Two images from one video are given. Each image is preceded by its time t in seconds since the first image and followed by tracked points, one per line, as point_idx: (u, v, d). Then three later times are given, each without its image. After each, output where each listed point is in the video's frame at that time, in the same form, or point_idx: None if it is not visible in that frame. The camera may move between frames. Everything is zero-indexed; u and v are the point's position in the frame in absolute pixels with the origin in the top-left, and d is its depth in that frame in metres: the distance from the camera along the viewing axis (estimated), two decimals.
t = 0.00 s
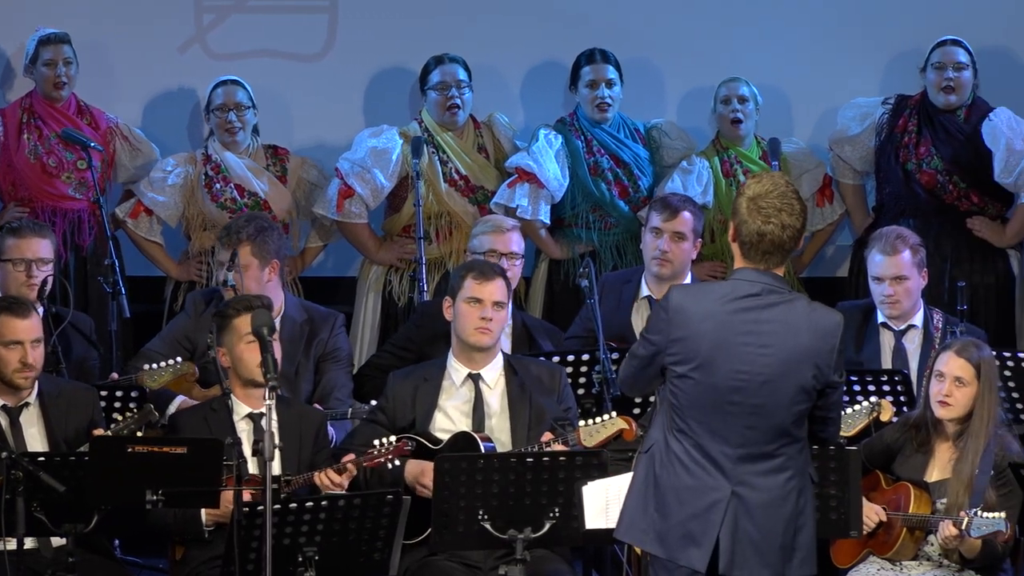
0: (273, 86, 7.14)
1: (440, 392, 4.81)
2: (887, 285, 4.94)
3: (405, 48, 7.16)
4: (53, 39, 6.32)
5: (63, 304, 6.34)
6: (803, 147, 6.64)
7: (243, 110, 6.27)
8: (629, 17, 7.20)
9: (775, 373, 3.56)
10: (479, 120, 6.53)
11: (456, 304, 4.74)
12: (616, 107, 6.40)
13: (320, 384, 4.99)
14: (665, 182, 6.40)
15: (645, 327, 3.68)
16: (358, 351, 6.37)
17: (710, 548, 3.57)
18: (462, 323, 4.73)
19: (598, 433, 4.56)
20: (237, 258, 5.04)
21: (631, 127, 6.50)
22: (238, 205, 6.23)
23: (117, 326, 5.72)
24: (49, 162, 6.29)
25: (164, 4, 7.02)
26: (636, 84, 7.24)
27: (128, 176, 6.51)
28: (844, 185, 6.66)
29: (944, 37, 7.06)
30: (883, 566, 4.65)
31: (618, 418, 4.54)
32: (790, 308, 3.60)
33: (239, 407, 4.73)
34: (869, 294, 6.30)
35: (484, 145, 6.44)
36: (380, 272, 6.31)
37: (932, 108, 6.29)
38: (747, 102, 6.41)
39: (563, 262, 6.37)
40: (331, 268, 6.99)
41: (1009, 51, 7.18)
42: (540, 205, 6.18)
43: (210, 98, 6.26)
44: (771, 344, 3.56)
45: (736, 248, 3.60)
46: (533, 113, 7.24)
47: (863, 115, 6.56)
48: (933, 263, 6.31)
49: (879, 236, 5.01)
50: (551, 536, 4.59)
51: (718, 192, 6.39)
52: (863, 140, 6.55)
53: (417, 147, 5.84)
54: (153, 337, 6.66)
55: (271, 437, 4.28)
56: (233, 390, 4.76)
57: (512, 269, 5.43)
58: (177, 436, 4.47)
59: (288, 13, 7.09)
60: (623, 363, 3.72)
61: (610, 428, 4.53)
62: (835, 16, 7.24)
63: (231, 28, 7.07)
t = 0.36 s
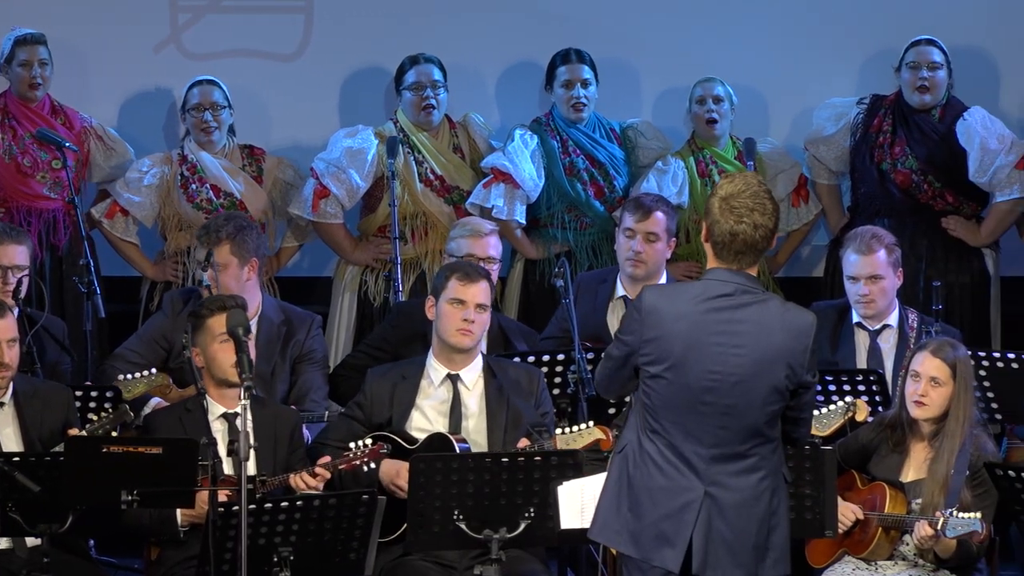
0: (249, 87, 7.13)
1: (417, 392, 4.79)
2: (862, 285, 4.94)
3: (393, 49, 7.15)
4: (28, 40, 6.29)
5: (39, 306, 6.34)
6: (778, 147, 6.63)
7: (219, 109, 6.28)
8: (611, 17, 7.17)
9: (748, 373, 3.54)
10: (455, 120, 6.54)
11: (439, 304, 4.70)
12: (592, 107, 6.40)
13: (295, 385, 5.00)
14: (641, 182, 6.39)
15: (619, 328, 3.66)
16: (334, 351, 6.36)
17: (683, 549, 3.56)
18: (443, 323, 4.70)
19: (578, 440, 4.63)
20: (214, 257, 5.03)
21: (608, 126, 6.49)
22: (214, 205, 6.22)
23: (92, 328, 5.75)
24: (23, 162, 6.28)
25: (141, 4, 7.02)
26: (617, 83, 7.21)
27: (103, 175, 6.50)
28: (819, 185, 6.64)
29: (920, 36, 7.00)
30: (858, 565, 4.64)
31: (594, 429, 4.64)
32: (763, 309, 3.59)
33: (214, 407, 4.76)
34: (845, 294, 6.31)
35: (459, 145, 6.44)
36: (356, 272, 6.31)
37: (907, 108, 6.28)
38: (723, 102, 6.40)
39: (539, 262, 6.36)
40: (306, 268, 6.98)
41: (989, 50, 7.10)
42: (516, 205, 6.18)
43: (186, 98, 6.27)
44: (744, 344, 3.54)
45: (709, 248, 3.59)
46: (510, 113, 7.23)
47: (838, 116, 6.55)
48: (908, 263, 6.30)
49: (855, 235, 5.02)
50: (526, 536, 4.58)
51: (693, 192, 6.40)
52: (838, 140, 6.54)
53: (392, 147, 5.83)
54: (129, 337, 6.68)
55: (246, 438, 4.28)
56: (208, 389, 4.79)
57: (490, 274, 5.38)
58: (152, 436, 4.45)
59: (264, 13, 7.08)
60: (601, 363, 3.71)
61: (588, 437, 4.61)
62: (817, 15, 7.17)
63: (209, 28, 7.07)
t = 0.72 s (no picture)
0: (228, 87, 7.08)
1: (398, 392, 4.75)
2: (840, 285, 4.95)
3: (391, 47, 7.11)
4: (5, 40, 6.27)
5: (16, 306, 6.33)
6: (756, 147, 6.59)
7: (197, 110, 6.28)
8: (597, 16, 7.12)
9: (727, 375, 3.52)
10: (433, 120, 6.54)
11: (423, 307, 4.62)
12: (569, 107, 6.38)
13: (274, 386, 4.98)
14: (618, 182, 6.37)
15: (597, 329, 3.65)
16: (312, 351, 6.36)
17: (661, 550, 3.55)
18: (426, 327, 4.62)
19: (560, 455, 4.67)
20: (206, 258, 5.06)
21: (585, 126, 6.46)
22: (192, 206, 6.21)
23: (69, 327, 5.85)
24: None
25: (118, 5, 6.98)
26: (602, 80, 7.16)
27: (81, 176, 6.50)
28: (797, 185, 6.61)
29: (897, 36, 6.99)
30: (835, 566, 4.65)
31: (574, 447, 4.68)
32: (741, 309, 3.58)
33: (193, 407, 4.76)
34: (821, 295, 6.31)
35: (437, 145, 6.44)
36: (333, 272, 6.31)
37: (884, 107, 6.30)
38: (700, 103, 6.40)
39: (517, 262, 6.36)
40: (284, 268, 6.97)
41: (967, 50, 7.12)
42: (493, 206, 6.15)
43: (164, 99, 6.27)
44: (721, 345, 3.53)
45: (686, 248, 3.56)
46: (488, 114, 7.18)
47: (815, 116, 6.50)
48: (886, 263, 6.30)
49: (833, 236, 5.03)
50: (504, 536, 4.57)
51: (671, 192, 6.38)
52: (815, 141, 6.49)
53: (369, 147, 5.84)
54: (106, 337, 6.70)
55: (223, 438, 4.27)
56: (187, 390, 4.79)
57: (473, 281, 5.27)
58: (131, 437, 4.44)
59: (242, 14, 7.03)
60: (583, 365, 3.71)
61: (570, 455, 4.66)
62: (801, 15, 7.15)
63: (189, 28, 7.03)
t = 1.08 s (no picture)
0: (205, 87, 7.04)
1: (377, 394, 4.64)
2: (817, 285, 4.95)
3: (371, 48, 7.10)
4: None
5: None
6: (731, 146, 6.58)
7: (174, 110, 6.28)
8: (580, 17, 7.11)
9: (703, 375, 3.51)
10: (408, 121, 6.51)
11: (404, 310, 4.43)
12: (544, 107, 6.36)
13: (250, 386, 4.99)
14: (594, 182, 6.34)
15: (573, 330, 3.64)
16: (288, 352, 6.37)
17: (638, 550, 3.53)
18: (407, 331, 4.43)
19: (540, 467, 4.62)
20: (186, 258, 5.05)
21: (560, 126, 6.44)
22: (169, 207, 6.21)
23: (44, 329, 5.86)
24: None
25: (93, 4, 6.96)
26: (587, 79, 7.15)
27: (56, 176, 6.46)
28: (774, 185, 6.60)
29: (872, 36, 6.99)
30: (811, 566, 4.64)
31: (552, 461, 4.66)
32: (717, 309, 3.56)
33: (171, 407, 4.75)
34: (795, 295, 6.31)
35: (412, 145, 6.42)
36: (309, 272, 6.29)
37: (859, 108, 6.30)
38: (676, 103, 6.39)
39: (492, 262, 6.34)
40: (260, 268, 6.96)
41: (945, 50, 7.12)
42: (468, 206, 6.11)
43: (140, 98, 6.27)
44: (697, 346, 3.51)
45: (662, 249, 3.54)
46: (460, 113, 7.17)
47: (791, 116, 6.50)
48: (862, 263, 6.30)
49: (810, 236, 5.03)
50: (481, 536, 4.56)
51: (646, 193, 6.33)
52: (792, 141, 6.49)
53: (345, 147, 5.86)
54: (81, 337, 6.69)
55: (199, 437, 4.25)
56: (165, 390, 4.78)
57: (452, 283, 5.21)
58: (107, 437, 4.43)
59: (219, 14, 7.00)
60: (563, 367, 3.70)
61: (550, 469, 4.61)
62: (784, 15, 7.14)
63: (168, 28, 6.99)
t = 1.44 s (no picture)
0: (184, 88, 7.03)
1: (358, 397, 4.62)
2: (798, 283, 4.94)
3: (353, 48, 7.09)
4: None
5: None
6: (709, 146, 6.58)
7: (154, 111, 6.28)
8: (565, 17, 7.12)
9: (683, 376, 3.48)
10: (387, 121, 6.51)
11: (384, 314, 4.41)
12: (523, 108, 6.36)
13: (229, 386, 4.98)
14: (573, 182, 6.33)
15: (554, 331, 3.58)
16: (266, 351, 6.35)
17: (617, 551, 3.49)
18: (387, 335, 4.41)
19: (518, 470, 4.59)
20: (168, 257, 5.05)
21: (539, 127, 6.43)
22: (149, 207, 6.21)
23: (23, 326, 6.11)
24: None
25: (71, 5, 6.96)
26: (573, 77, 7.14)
27: (33, 176, 6.35)
28: (753, 186, 6.59)
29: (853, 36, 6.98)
30: (790, 566, 4.63)
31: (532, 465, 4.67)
32: (697, 311, 3.53)
33: (152, 407, 4.75)
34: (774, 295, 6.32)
35: (391, 146, 6.40)
36: (288, 272, 6.29)
37: (839, 108, 6.28)
38: (655, 103, 6.37)
39: (471, 263, 6.35)
40: (241, 268, 6.96)
41: (925, 50, 7.12)
42: (447, 206, 6.09)
43: (120, 99, 6.27)
44: (676, 347, 3.48)
45: (642, 250, 3.51)
46: (438, 112, 7.15)
47: (771, 117, 6.52)
48: (841, 263, 6.31)
49: (792, 235, 5.02)
50: (461, 537, 4.54)
51: (625, 193, 6.34)
52: (771, 141, 6.49)
53: (325, 147, 5.88)
54: (60, 337, 6.68)
55: (179, 437, 4.23)
56: (146, 391, 4.78)
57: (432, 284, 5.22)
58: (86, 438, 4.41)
59: (198, 14, 7.01)
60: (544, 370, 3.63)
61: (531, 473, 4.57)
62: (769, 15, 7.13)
63: (150, 28, 6.99)
